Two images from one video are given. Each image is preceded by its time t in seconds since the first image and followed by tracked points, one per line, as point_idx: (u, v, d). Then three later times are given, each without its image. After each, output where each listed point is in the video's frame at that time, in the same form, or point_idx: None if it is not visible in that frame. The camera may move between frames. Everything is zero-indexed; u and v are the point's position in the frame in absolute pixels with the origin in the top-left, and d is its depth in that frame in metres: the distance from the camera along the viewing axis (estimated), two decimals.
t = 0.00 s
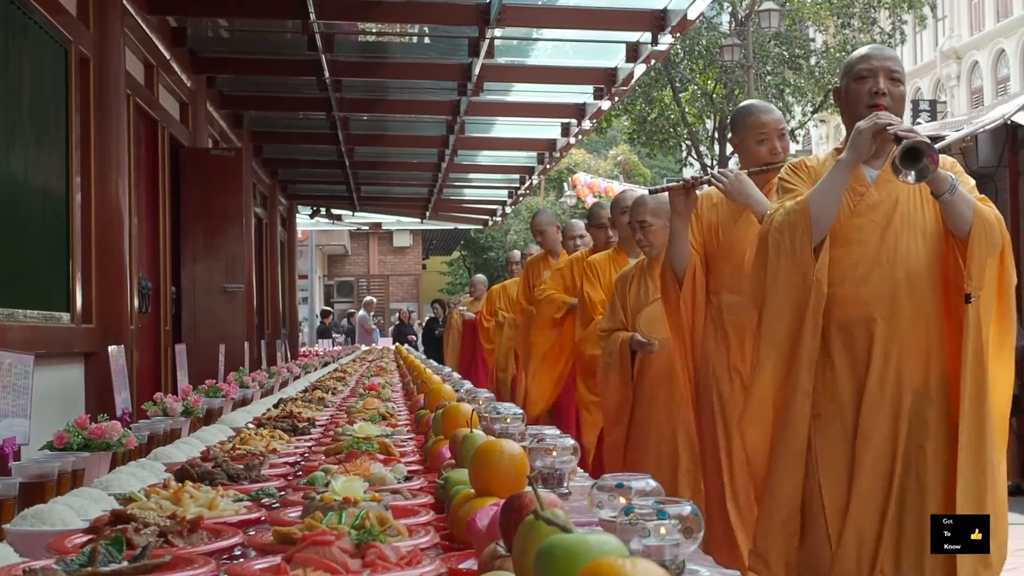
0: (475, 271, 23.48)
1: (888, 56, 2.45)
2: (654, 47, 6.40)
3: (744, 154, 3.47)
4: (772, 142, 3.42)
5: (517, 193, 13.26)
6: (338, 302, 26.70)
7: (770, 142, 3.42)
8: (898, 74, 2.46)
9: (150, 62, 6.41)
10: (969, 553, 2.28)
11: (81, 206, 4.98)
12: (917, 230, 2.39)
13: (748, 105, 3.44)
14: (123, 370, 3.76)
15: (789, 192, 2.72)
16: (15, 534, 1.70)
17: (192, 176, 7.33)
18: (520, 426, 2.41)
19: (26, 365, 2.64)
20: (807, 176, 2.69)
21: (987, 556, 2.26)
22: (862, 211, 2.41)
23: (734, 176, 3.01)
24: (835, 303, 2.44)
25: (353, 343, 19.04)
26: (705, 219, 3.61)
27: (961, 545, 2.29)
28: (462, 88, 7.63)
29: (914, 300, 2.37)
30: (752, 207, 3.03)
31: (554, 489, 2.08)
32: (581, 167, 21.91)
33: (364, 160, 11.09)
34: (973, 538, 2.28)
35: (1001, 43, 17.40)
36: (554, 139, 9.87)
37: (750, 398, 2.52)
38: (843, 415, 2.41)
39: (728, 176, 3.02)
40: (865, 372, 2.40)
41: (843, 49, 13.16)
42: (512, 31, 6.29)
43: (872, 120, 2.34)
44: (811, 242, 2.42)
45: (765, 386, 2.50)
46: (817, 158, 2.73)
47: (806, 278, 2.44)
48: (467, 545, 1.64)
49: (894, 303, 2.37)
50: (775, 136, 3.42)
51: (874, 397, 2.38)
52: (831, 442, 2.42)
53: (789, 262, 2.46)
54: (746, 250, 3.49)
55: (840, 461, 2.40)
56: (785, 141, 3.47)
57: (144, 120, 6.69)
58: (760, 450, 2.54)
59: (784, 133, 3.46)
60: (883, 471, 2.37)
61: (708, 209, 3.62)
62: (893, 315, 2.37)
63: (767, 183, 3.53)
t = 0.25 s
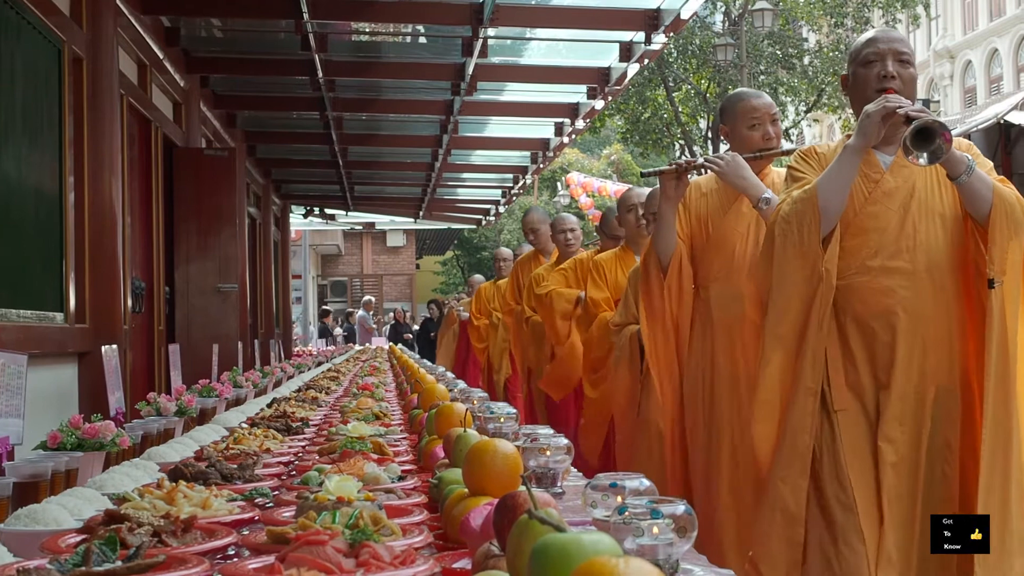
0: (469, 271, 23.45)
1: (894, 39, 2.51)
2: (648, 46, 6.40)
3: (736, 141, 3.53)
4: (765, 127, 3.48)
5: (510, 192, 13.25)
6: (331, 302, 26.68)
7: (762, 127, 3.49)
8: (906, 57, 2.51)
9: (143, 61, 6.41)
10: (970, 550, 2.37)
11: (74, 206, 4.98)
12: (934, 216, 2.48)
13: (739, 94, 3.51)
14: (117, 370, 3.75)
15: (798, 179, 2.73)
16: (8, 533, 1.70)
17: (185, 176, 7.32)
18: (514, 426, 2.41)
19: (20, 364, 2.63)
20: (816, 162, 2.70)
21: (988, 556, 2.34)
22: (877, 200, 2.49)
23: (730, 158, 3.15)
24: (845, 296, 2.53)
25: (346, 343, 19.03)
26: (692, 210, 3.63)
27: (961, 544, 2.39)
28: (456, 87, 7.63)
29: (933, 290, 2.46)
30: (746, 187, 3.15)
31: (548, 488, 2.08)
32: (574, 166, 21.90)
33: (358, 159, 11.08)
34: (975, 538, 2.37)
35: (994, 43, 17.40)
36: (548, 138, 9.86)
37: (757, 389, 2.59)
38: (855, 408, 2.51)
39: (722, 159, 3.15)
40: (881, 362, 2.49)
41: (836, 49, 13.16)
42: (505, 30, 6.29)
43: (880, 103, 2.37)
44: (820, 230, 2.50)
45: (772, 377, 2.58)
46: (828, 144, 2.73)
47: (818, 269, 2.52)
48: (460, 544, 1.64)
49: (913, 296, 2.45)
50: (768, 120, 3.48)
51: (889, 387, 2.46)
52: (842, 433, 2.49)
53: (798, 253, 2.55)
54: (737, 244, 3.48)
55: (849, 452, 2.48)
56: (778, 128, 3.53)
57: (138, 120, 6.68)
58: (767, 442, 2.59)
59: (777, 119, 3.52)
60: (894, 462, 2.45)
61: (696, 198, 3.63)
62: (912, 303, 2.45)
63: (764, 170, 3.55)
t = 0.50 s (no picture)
0: (465, 270, 23.43)
1: (900, 35, 2.49)
2: (644, 45, 6.40)
3: (749, 134, 3.34)
4: (778, 120, 3.29)
5: (507, 192, 13.23)
6: (327, 302, 26.65)
7: (775, 119, 3.29)
8: (914, 53, 2.50)
9: (139, 61, 6.40)
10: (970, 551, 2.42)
11: (70, 205, 4.97)
12: (950, 217, 2.47)
13: (751, 85, 3.32)
14: (114, 369, 3.75)
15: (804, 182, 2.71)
16: (6, 532, 1.70)
17: (181, 175, 7.33)
18: (512, 425, 2.41)
19: (18, 364, 2.63)
20: (825, 164, 2.68)
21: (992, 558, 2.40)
22: (891, 203, 2.48)
23: (743, 151, 3.09)
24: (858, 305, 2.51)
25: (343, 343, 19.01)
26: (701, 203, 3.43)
27: (961, 546, 2.43)
28: (452, 87, 7.62)
29: (953, 295, 2.45)
30: (758, 179, 3.09)
31: (546, 487, 2.08)
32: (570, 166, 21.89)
33: (354, 159, 11.07)
34: (974, 538, 2.43)
35: (990, 42, 17.39)
36: (544, 138, 9.86)
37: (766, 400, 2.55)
38: (878, 424, 2.49)
39: (734, 152, 3.09)
40: (901, 370, 2.47)
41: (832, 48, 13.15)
42: (501, 29, 6.29)
43: (892, 97, 2.39)
44: (834, 234, 2.48)
45: (784, 391, 2.54)
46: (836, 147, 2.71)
47: (832, 277, 2.49)
48: (458, 543, 1.65)
49: (933, 306, 2.44)
50: (780, 113, 3.29)
51: (914, 398, 2.45)
52: (862, 450, 2.48)
53: (809, 258, 2.53)
54: (745, 239, 3.27)
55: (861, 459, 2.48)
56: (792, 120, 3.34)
57: (134, 120, 6.68)
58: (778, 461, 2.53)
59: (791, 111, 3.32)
60: (919, 472, 2.43)
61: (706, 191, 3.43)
62: (931, 311, 2.44)
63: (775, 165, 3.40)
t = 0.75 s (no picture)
0: (464, 270, 23.45)
1: (920, 9, 2.18)
2: (642, 44, 6.40)
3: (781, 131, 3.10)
4: (811, 113, 3.06)
5: (505, 191, 13.25)
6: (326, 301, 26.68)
7: (809, 114, 3.06)
8: (932, 28, 2.19)
9: (137, 61, 6.40)
10: (965, 551, 2.10)
11: (70, 205, 4.97)
12: (974, 206, 2.15)
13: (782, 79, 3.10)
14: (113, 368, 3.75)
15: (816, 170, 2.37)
16: (7, 532, 1.70)
17: (180, 175, 7.33)
18: (511, 424, 2.41)
19: (17, 364, 2.64)
20: (839, 150, 2.35)
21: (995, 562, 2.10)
22: (912, 188, 2.16)
23: (769, 142, 2.80)
24: (880, 300, 2.19)
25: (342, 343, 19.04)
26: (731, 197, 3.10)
27: (960, 546, 2.10)
28: (450, 86, 7.61)
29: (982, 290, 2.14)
30: (783, 172, 2.81)
31: (544, 487, 2.08)
32: (568, 165, 21.91)
33: (352, 158, 11.09)
34: (974, 539, 2.11)
35: (989, 41, 17.42)
36: (542, 137, 9.87)
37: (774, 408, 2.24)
38: (896, 424, 2.16)
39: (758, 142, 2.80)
40: (926, 368, 2.14)
41: (831, 47, 13.16)
42: (500, 29, 6.29)
43: (911, 79, 2.10)
44: (853, 226, 2.16)
45: (797, 392, 2.22)
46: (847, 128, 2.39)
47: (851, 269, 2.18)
48: (458, 542, 1.65)
49: (962, 297, 2.13)
50: (814, 107, 3.06)
51: (937, 397, 2.13)
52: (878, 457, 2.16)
53: (826, 252, 2.20)
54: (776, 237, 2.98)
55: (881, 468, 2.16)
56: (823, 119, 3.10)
57: (132, 119, 6.68)
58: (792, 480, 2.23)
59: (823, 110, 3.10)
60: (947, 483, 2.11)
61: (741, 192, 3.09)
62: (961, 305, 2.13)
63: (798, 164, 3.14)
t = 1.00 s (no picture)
0: (462, 269, 23.44)
1: None
2: (641, 44, 6.40)
3: (806, 111, 2.98)
4: (838, 92, 2.92)
5: (504, 190, 13.25)
6: (325, 299, 26.69)
7: (835, 93, 2.93)
8: (969, 11, 2.12)
9: (136, 60, 6.39)
10: (969, 553, 2.03)
11: (68, 204, 4.97)
12: (1004, 197, 2.08)
13: (808, 58, 2.97)
14: (111, 367, 3.75)
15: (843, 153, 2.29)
16: (5, 531, 1.70)
17: (179, 174, 7.33)
18: (509, 423, 2.41)
19: (15, 363, 2.64)
20: (866, 134, 2.26)
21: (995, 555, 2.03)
22: (940, 176, 2.08)
23: (791, 126, 2.81)
24: (902, 296, 2.12)
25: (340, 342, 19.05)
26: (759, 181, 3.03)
27: (961, 546, 2.04)
28: (449, 85, 7.61)
29: (1010, 287, 2.07)
30: (807, 154, 2.84)
31: (544, 486, 2.08)
32: (567, 164, 21.91)
33: (351, 157, 11.09)
34: (974, 539, 2.03)
35: (988, 40, 17.42)
36: (541, 136, 9.87)
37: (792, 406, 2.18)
38: (913, 423, 2.10)
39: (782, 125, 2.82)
40: (948, 368, 2.08)
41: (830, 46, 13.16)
42: (499, 28, 6.29)
43: (946, 64, 2.04)
44: (880, 217, 2.09)
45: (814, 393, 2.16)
46: (874, 111, 2.30)
47: (872, 261, 2.11)
48: (456, 541, 1.65)
49: (987, 291, 2.06)
50: (841, 86, 2.93)
51: (960, 396, 2.06)
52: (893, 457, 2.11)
53: (848, 246, 2.13)
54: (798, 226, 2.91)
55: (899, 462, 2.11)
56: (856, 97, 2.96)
57: (131, 118, 6.67)
58: (809, 479, 2.17)
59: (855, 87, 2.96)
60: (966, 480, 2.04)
61: (768, 176, 3.01)
62: (986, 302, 2.06)
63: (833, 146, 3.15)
